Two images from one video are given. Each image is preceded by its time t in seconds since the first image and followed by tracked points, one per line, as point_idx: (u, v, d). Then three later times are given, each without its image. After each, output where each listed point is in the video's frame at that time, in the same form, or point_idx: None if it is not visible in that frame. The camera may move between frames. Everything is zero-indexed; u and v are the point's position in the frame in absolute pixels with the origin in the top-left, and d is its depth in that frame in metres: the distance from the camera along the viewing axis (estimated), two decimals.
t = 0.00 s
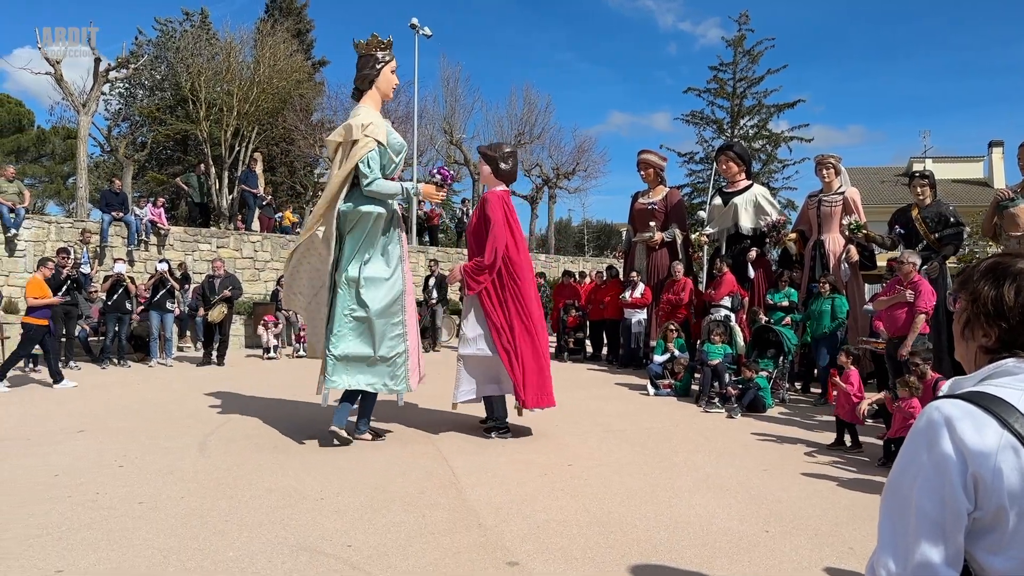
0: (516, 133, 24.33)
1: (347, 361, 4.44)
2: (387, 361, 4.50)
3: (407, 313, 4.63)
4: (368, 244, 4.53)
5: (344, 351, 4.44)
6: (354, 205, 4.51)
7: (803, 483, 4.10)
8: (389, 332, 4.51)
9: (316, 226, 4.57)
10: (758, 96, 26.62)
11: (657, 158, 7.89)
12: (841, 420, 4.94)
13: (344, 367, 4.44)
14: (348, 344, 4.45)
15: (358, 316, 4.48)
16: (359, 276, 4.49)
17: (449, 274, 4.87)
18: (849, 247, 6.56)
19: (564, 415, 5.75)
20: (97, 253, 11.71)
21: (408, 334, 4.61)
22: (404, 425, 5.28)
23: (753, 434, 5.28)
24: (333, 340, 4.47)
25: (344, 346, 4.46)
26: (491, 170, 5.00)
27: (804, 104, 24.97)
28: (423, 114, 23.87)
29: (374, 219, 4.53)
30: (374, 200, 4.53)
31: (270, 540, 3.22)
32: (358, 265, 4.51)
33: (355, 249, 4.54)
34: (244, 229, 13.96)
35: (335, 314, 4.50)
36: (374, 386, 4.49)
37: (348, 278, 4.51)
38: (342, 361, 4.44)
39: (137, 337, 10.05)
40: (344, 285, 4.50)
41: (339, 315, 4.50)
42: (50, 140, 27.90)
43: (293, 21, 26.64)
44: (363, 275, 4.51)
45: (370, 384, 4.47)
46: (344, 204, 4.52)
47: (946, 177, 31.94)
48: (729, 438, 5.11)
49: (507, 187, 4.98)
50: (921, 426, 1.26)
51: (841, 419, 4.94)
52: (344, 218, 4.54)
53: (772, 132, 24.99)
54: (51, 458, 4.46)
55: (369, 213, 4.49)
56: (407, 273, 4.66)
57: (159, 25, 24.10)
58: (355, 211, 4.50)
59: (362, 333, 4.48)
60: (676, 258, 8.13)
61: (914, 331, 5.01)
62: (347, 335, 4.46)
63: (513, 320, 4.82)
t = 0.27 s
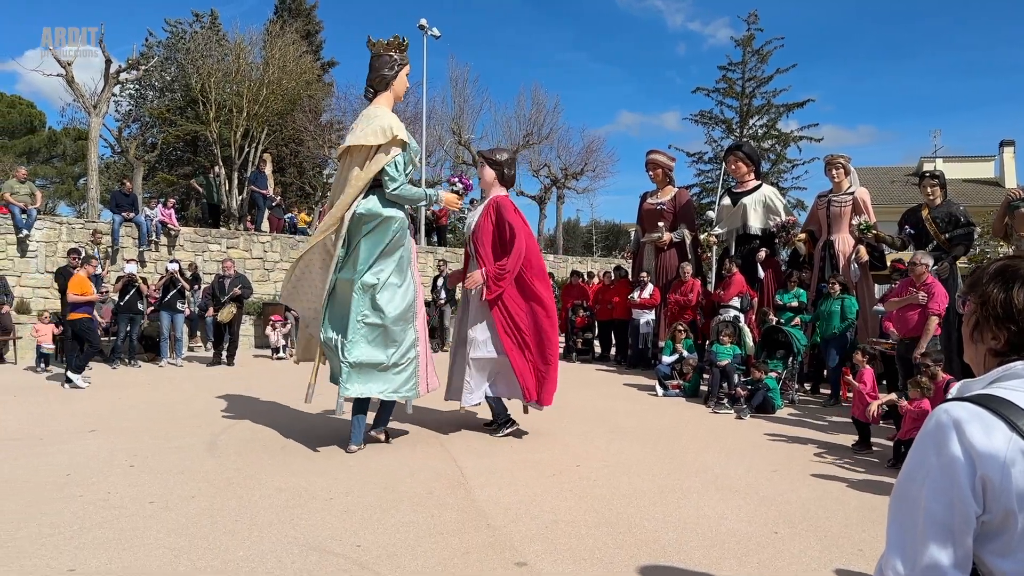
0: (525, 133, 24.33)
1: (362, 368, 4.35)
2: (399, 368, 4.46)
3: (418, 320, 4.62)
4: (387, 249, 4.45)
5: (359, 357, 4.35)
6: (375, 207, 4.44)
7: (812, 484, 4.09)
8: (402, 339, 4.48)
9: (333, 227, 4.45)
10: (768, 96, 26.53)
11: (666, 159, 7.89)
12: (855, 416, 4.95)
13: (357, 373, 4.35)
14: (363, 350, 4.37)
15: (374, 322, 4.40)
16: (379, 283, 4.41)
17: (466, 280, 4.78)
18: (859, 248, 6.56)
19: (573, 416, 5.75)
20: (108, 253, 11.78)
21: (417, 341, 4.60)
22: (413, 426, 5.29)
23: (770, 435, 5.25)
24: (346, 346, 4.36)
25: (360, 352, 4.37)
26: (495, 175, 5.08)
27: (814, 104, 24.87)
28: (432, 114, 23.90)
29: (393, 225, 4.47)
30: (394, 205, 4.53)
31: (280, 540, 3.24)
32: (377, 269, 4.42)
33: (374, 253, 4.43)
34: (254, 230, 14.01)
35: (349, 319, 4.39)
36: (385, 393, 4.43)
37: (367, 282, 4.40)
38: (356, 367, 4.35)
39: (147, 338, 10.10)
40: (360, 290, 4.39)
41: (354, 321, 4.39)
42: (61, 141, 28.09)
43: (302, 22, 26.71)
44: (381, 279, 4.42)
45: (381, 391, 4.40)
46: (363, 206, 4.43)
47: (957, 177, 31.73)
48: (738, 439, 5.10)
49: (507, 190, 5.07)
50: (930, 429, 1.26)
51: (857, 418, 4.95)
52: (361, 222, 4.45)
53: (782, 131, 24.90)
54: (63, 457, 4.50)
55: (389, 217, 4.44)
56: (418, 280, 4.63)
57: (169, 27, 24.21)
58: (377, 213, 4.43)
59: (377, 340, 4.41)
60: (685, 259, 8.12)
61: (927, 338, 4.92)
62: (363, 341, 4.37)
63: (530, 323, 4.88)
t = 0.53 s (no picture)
0: (533, 134, 24.32)
1: (387, 368, 4.26)
2: (419, 370, 4.40)
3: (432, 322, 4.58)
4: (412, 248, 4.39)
5: (386, 358, 4.25)
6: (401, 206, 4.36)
7: (822, 486, 4.08)
8: (423, 340, 4.42)
9: (355, 225, 4.30)
10: (778, 95, 26.42)
11: (675, 159, 7.87)
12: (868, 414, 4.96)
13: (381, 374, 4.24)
14: (389, 351, 4.27)
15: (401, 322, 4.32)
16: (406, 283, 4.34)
17: (483, 277, 4.73)
18: (870, 248, 6.54)
19: (582, 416, 5.75)
20: (119, 254, 11.84)
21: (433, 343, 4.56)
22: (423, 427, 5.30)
23: (783, 437, 5.23)
24: (371, 346, 4.25)
25: (385, 352, 4.27)
26: (497, 178, 5.17)
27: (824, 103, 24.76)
28: (441, 115, 23.93)
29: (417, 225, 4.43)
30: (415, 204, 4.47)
31: (290, 540, 3.25)
32: (402, 269, 4.35)
33: (400, 253, 4.35)
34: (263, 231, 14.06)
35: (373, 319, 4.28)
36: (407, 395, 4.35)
37: (394, 282, 4.31)
38: (380, 369, 4.25)
39: (158, 338, 10.15)
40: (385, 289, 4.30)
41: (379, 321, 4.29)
42: (72, 142, 28.29)
43: (311, 23, 26.78)
44: (407, 279, 4.36)
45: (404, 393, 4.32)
46: (387, 204, 4.34)
47: (969, 177, 31.53)
48: (748, 441, 5.09)
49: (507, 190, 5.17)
50: (940, 431, 1.26)
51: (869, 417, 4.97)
52: (384, 220, 4.35)
53: (791, 131, 24.80)
54: (74, 457, 4.53)
55: (413, 216, 4.38)
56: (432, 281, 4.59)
57: (180, 28, 24.33)
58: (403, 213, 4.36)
59: (400, 341, 4.33)
60: (694, 259, 8.10)
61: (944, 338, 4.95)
62: (389, 341, 4.27)
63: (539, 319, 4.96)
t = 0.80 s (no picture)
0: (542, 135, 24.31)
1: (421, 375, 4.12)
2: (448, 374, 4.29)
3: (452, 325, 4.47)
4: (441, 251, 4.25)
5: (420, 363, 4.11)
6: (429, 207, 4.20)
7: (832, 488, 4.06)
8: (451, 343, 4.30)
9: (382, 228, 4.09)
10: (787, 96, 26.31)
11: (684, 160, 7.85)
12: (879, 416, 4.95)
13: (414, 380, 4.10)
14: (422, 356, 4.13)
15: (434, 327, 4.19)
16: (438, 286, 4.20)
17: (483, 281, 4.78)
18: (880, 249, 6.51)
19: (590, 418, 5.74)
20: (130, 256, 11.92)
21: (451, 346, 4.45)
22: (433, 429, 5.31)
23: (794, 439, 5.21)
24: (405, 352, 4.08)
25: (419, 357, 4.12)
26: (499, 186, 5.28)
27: (834, 103, 24.64)
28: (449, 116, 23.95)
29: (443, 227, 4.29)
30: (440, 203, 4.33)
31: (298, 541, 3.26)
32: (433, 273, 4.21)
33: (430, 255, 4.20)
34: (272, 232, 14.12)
35: (406, 324, 4.11)
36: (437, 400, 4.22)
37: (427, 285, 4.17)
38: (415, 374, 4.10)
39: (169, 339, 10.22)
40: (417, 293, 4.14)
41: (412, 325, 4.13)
42: (84, 144, 28.56)
43: (321, 25, 26.87)
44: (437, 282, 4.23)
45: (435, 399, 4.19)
46: (416, 205, 4.16)
47: (980, 177, 31.32)
48: (756, 442, 5.07)
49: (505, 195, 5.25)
50: (951, 435, 1.25)
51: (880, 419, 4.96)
52: (411, 222, 4.17)
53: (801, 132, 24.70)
54: (85, 458, 4.55)
55: (440, 217, 4.24)
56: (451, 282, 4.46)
57: (190, 31, 24.44)
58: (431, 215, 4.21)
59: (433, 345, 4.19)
60: (703, 260, 8.08)
61: (960, 343, 4.90)
62: (423, 347, 4.13)
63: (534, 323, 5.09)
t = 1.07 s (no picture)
0: (551, 137, 24.30)
1: (450, 378, 4.08)
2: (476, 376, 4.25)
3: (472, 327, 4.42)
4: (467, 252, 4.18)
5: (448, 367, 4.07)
6: (454, 208, 4.15)
7: (844, 492, 4.04)
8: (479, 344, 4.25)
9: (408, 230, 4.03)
10: (797, 97, 26.22)
11: (694, 162, 7.83)
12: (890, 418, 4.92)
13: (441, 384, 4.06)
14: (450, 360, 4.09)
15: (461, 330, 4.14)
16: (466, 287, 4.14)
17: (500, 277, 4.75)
18: (891, 252, 6.46)
19: (600, 421, 5.73)
20: (141, 258, 11.99)
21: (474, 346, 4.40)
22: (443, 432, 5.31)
23: (802, 442, 5.19)
24: (434, 357, 4.03)
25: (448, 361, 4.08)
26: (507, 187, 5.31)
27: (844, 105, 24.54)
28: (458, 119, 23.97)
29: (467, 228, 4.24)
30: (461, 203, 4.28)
31: (309, 543, 3.26)
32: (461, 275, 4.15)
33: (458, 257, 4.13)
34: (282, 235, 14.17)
35: (436, 327, 4.04)
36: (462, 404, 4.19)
37: (455, 288, 4.10)
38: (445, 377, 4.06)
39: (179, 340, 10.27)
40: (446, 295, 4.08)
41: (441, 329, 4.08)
42: (96, 147, 28.77)
43: (331, 29, 26.96)
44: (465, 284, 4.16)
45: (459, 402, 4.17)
46: (441, 206, 4.11)
47: (992, 179, 31.12)
48: (767, 446, 5.05)
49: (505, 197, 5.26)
50: (968, 440, 1.25)
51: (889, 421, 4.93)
52: (436, 223, 4.10)
53: (811, 133, 24.60)
54: (96, 459, 4.57)
55: (463, 217, 4.19)
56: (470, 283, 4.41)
57: (200, 34, 24.55)
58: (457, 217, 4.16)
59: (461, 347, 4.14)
60: (713, 262, 8.07)
61: (977, 346, 4.89)
62: (452, 350, 4.08)
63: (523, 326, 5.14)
